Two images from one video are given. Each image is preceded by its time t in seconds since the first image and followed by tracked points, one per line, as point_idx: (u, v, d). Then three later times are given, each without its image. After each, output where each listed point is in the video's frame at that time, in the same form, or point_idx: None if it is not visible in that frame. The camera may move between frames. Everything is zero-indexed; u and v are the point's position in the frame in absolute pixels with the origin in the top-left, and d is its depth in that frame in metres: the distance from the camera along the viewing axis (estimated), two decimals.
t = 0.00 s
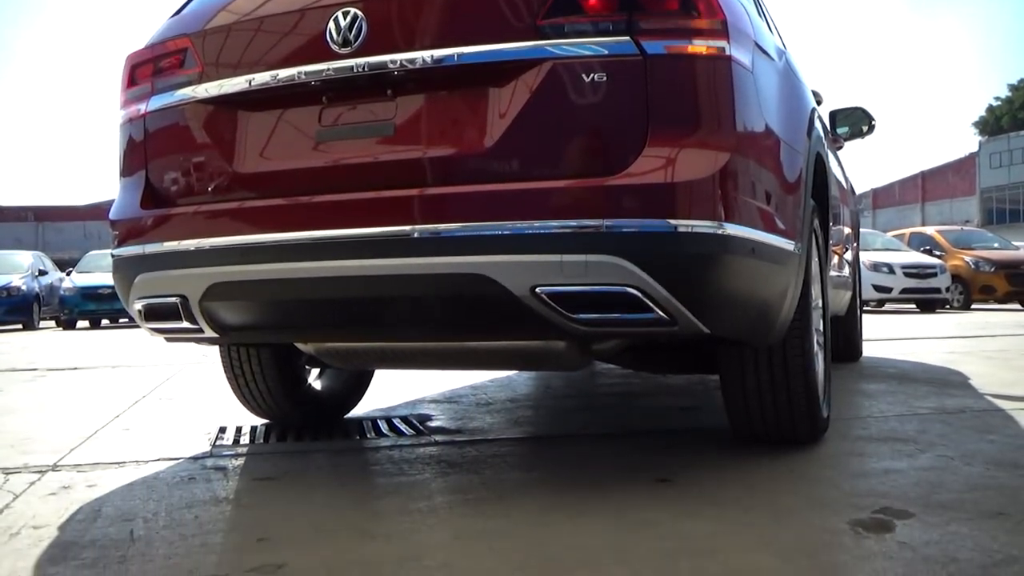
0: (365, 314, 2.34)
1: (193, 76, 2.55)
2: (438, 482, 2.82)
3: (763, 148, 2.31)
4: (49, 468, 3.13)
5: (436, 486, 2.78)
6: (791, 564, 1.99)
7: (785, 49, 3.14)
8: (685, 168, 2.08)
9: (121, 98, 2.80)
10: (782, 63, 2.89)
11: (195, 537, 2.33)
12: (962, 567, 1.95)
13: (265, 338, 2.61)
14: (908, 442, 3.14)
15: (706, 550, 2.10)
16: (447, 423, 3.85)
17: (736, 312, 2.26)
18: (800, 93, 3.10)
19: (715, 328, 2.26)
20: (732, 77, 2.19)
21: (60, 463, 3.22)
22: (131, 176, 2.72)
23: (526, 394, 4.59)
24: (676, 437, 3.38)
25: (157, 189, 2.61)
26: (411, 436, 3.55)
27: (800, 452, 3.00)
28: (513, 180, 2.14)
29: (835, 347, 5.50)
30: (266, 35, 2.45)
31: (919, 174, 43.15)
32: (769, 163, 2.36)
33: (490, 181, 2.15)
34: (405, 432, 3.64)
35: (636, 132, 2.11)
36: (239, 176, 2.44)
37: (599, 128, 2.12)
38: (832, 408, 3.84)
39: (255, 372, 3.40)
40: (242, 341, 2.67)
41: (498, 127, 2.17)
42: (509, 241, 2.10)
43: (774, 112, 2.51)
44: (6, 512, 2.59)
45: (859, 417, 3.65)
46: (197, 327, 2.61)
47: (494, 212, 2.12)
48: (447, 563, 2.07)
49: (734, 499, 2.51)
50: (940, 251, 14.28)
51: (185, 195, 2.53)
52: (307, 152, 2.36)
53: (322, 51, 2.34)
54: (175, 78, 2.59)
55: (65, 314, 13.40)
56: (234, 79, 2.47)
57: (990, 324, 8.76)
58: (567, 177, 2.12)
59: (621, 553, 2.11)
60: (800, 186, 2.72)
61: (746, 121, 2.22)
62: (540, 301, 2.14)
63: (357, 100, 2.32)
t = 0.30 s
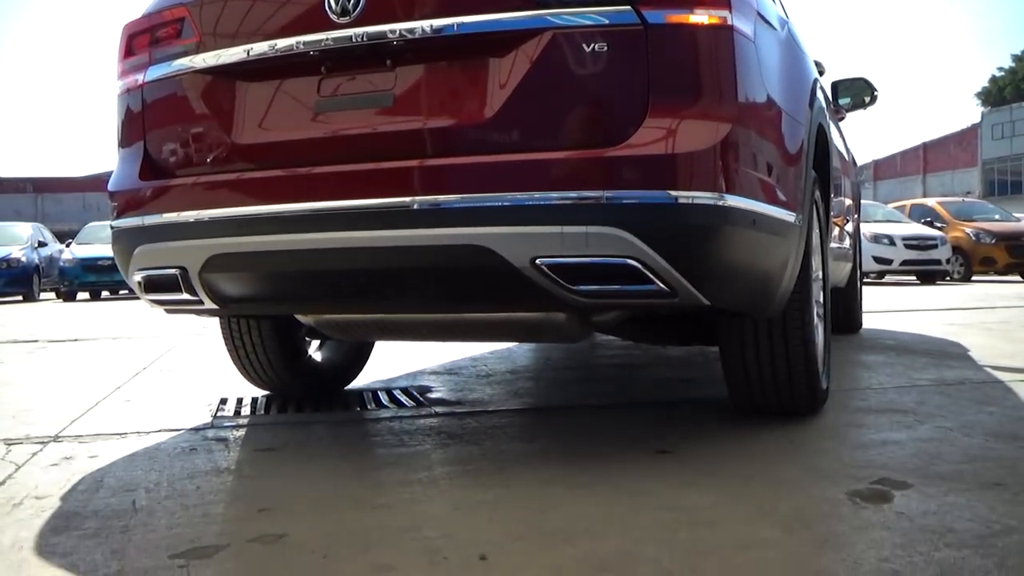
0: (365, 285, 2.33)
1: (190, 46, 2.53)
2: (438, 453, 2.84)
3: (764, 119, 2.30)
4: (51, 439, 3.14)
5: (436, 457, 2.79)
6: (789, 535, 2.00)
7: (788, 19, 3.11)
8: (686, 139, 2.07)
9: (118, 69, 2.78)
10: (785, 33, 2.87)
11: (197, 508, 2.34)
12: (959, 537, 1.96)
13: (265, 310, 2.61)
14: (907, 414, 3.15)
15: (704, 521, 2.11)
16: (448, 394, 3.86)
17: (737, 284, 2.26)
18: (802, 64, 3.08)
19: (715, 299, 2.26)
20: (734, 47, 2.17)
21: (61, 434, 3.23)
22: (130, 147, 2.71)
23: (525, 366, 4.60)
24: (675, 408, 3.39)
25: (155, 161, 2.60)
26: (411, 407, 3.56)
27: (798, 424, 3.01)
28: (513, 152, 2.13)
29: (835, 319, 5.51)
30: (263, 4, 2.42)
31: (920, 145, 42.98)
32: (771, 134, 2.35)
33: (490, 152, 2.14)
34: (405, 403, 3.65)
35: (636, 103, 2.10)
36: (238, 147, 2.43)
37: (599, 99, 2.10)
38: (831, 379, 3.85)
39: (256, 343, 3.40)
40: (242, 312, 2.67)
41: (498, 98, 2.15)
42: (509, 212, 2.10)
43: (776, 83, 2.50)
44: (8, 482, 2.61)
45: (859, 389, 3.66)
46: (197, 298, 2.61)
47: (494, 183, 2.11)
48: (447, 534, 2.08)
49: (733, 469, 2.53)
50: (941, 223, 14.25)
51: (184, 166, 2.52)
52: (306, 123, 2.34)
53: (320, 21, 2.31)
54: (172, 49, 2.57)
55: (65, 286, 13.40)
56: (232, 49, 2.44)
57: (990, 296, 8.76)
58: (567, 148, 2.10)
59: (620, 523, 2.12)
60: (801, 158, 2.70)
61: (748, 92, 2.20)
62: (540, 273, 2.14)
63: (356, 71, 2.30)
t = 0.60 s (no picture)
0: (364, 256, 2.33)
1: (188, 16, 2.49)
2: (438, 424, 2.85)
3: (766, 89, 2.28)
4: (53, 410, 3.15)
5: (437, 428, 2.80)
6: (787, 504, 2.01)
7: None
8: (687, 110, 2.06)
9: (116, 38, 2.75)
10: (788, 2, 2.84)
11: (198, 478, 2.35)
12: (957, 507, 1.98)
13: (265, 281, 2.61)
14: (906, 385, 3.16)
15: (703, 491, 2.12)
16: (448, 365, 3.87)
17: (737, 254, 2.26)
18: (805, 33, 3.05)
19: (715, 270, 2.26)
20: (736, 17, 2.15)
21: (63, 404, 3.24)
22: (128, 117, 2.69)
23: (525, 337, 4.61)
24: (674, 379, 3.40)
25: (154, 131, 2.58)
26: (412, 378, 3.57)
27: (798, 394, 3.02)
28: (514, 122, 2.12)
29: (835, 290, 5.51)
30: None
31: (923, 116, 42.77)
32: (772, 104, 2.34)
33: (491, 123, 2.13)
34: (406, 374, 3.66)
35: (637, 73, 2.08)
36: (237, 118, 2.41)
37: (600, 69, 2.09)
38: (830, 350, 3.86)
39: (256, 314, 3.41)
40: (242, 283, 2.67)
41: (498, 68, 2.14)
42: (509, 183, 2.09)
43: (778, 52, 2.48)
44: (11, 452, 2.62)
45: (858, 359, 3.67)
46: (197, 269, 2.60)
47: (494, 154, 2.10)
48: (447, 504, 2.10)
49: (732, 440, 2.54)
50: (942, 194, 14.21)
51: (183, 137, 2.51)
52: (305, 94, 2.33)
53: None
54: (170, 18, 2.54)
55: (65, 257, 13.39)
56: (230, 18, 2.41)
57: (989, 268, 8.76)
58: (568, 118, 2.09)
59: (619, 493, 2.13)
60: (803, 129, 2.69)
61: (750, 61, 2.18)
62: (540, 244, 2.13)
63: (355, 41, 2.28)
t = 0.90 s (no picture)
0: (364, 226, 2.32)
1: None
2: (438, 394, 2.86)
3: (769, 58, 2.26)
4: (53, 380, 3.16)
5: (437, 398, 2.81)
6: (786, 474, 2.02)
7: None
8: (689, 80, 2.04)
9: (112, 6, 2.72)
10: None
11: (199, 447, 2.36)
12: (955, 476, 1.98)
13: (264, 251, 2.61)
14: (905, 355, 3.17)
15: (702, 460, 2.13)
16: (448, 335, 3.88)
17: (738, 225, 2.25)
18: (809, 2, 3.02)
19: (715, 240, 2.25)
20: None
21: (64, 374, 3.25)
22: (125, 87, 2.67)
23: (524, 307, 4.61)
24: (674, 349, 3.40)
25: (152, 101, 2.56)
26: (412, 348, 3.58)
27: (797, 365, 3.03)
28: (514, 92, 2.10)
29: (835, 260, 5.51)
30: None
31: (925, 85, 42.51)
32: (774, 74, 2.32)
33: (490, 92, 2.12)
34: (406, 344, 3.66)
35: (639, 42, 2.06)
36: (234, 88, 2.39)
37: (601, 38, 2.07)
38: (830, 321, 3.86)
39: (256, 285, 3.40)
40: (242, 254, 2.67)
41: (498, 36, 2.12)
42: (509, 153, 2.08)
43: (781, 21, 2.45)
44: (12, 422, 2.63)
45: (858, 330, 3.68)
46: (197, 239, 2.60)
47: (494, 124, 2.08)
48: (447, 473, 2.11)
49: (731, 410, 2.54)
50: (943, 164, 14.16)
51: (181, 106, 2.49)
52: (303, 63, 2.31)
53: None
54: None
55: (63, 228, 13.37)
56: None
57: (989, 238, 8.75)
58: (568, 88, 2.08)
59: (619, 463, 2.14)
60: (805, 98, 2.67)
61: (752, 30, 2.16)
62: (540, 214, 2.13)
63: (354, 9, 2.25)
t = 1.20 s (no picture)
0: (363, 196, 2.31)
1: None
2: (437, 363, 2.87)
3: (771, 26, 2.24)
4: (53, 349, 3.16)
5: (436, 367, 2.82)
6: (784, 443, 2.03)
7: None
8: (690, 48, 2.03)
9: None
10: None
11: (199, 416, 2.37)
12: (952, 445, 1.99)
13: (264, 221, 2.60)
14: (904, 324, 3.17)
15: (701, 429, 2.14)
16: (448, 305, 3.88)
17: (738, 194, 2.24)
18: None
19: (714, 210, 2.25)
20: None
21: (64, 344, 3.25)
22: (121, 55, 2.64)
23: (524, 276, 4.61)
24: (674, 319, 3.41)
25: (149, 69, 2.54)
26: (411, 318, 3.58)
27: (796, 335, 3.03)
28: (514, 60, 2.08)
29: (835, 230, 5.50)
30: None
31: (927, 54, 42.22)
32: (776, 42, 2.30)
33: (490, 61, 2.10)
34: (405, 314, 3.67)
35: (640, 10, 2.04)
36: (232, 56, 2.37)
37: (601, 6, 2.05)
38: (829, 291, 3.86)
39: (255, 255, 3.40)
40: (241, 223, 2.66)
41: (498, 4, 2.09)
42: (508, 122, 2.06)
43: None
44: (12, 391, 2.64)
45: (857, 299, 3.68)
46: (196, 209, 2.59)
47: (493, 93, 2.07)
48: (447, 442, 2.12)
49: (730, 379, 2.55)
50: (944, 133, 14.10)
51: (178, 75, 2.47)
52: (301, 30, 2.29)
53: None
54: None
55: (61, 197, 13.32)
56: None
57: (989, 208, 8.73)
58: (568, 56, 2.06)
59: (618, 432, 2.15)
60: (807, 66, 2.65)
61: None
62: (539, 183, 2.12)
63: None
